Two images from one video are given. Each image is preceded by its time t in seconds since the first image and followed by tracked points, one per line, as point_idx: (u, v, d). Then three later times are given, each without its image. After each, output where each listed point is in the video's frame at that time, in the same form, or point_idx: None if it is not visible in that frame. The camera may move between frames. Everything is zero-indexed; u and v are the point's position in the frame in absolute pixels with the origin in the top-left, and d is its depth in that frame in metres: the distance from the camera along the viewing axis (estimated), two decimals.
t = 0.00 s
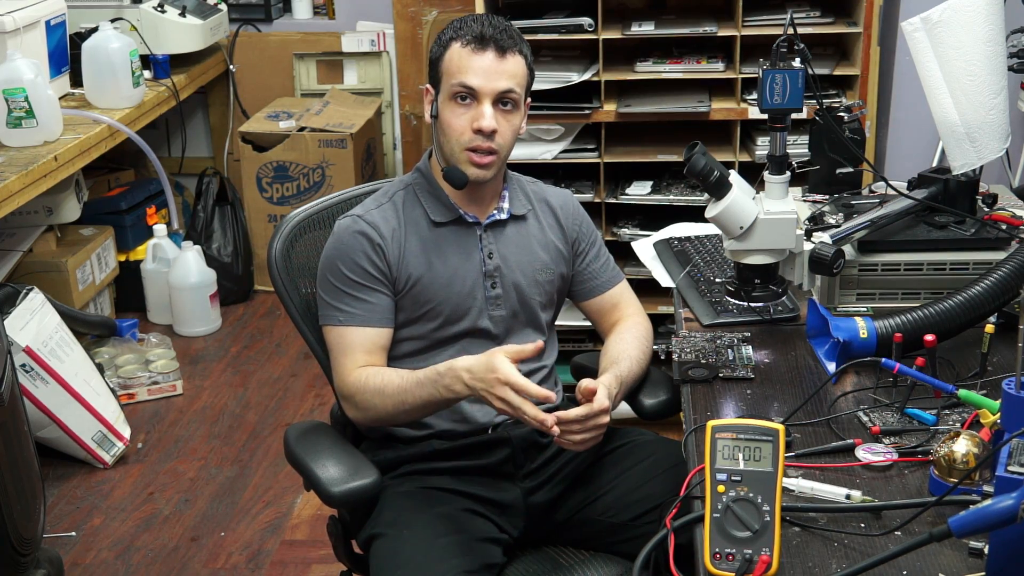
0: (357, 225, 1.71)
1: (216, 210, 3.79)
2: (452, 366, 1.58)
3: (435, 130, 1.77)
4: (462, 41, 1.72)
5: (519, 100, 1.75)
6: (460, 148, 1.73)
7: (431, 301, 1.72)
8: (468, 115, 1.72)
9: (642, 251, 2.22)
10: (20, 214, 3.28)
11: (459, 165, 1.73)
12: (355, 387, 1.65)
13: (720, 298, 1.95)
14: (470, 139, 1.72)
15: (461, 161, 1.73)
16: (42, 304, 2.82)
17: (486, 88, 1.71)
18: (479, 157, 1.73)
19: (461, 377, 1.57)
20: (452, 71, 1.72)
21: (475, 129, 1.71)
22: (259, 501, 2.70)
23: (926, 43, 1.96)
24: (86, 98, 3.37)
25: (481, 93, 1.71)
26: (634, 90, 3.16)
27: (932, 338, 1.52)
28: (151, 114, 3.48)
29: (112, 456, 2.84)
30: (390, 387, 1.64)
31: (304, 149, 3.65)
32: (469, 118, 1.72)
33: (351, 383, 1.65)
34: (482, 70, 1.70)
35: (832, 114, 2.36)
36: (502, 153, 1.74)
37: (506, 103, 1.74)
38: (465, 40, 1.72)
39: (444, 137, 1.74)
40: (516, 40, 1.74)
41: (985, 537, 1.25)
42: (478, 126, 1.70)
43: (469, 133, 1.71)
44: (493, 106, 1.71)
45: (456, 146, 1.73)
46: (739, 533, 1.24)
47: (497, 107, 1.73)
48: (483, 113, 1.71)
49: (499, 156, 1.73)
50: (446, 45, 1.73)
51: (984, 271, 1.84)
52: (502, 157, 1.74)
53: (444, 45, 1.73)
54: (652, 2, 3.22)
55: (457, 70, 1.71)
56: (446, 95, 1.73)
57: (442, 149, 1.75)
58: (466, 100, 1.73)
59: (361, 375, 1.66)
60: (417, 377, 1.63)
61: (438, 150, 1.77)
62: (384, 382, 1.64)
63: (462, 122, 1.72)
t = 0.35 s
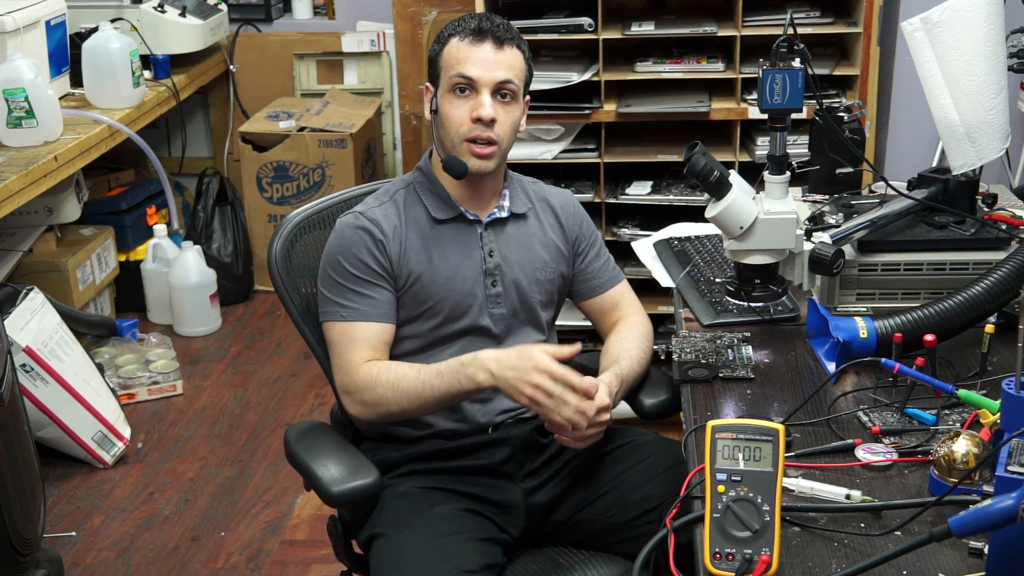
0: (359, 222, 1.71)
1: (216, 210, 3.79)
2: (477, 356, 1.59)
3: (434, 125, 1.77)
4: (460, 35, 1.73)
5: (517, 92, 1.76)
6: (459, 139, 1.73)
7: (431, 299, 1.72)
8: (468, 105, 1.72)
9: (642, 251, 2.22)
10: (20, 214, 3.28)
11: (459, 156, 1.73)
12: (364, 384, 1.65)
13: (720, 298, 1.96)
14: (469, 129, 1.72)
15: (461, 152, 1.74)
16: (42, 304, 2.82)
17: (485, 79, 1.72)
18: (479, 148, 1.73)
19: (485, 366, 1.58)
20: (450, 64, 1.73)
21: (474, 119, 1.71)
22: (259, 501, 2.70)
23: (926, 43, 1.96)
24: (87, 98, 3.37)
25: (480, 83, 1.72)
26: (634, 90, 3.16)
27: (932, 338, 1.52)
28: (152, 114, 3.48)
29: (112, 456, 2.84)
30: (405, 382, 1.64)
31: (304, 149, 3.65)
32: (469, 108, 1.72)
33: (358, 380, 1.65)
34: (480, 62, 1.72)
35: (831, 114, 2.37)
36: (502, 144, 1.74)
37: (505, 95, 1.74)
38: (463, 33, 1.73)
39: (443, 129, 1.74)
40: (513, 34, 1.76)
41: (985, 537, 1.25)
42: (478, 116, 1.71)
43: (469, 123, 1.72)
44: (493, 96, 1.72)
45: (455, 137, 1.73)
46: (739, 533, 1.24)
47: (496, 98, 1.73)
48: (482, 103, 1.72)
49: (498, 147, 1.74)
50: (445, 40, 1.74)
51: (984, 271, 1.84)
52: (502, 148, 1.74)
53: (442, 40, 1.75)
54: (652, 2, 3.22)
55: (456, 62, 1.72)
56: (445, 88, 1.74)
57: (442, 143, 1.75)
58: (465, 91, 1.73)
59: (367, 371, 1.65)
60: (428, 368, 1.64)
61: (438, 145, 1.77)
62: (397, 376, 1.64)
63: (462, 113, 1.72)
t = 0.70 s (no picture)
0: (358, 223, 1.71)
1: (216, 210, 3.79)
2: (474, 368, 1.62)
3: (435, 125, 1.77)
4: (460, 34, 1.73)
5: (518, 91, 1.75)
6: (461, 138, 1.73)
7: (430, 300, 1.72)
8: (469, 105, 1.73)
9: (642, 251, 2.22)
10: (20, 214, 3.28)
11: (460, 155, 1.73)
12: (361, 386, 1.65)
13: (720, 298, 1.96)
14: (471, 129, 1.72)
15: (462, 151, 1.74)
16: (42, 304, 2.82)
17: (486, 78, 1.72)
18: (481, 147, 1.73)
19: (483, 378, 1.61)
20: (450, 63, 1.73)
21: (477, 118, 1.71)
22: (259, 501, 2.70)
23: (926, 43, 1.96)
24: (87, 98, 3.37)
25: (481, 83, 1.72)
26: (634, 90, 3.16)
27: (932, 338, 1.52)
28: (152, 114, 3.48)
29: (112, 456, 2.84)
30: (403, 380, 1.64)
31: (304, 149, 3.65)
32: (471, 108, 1.72)
33: (355, 382, 1.65)
34: (482, 61, 1.71)
35: (831, 113, 2.36)
36: (504, 143, 1.74)
37: (506, 94, 1.74)
38: (463, 32, 1.73)
39: (444, 129, 1.74)
40: (513, 32, 1.76)
41: (985, 537, 1.25)
42: (480, 115, 1.71)
43: (470, 122, 1.72)
44: (494, 95, 1.72)
45: (457, 136, 1.74)
46: (739, 533, 1.24)
47: (497, 97, 1.74)
48: (484, 103, 1.72)
49: (501, 146, 1.74)
50: (445, 39, 1.74)
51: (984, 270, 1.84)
52: (504, 147, 1.74)
53: (442, 40, 1.74)
54: (652, 2, 3.22)
55: (457, 62, 1.72)
56: (446, 87, 1.74)
57: (443, 142, 1.75)
58: (467, 91, 1.73)
59: (365, 372, 1.66)
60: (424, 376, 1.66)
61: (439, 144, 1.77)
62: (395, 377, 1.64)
63: (463, 113, 1.73)
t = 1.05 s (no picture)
0: (357, 226, 1.71)
1: (216, 210, 3.79)
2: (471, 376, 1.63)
3: (434, 128, 1.77)
4: (459, 38, 1.73)
5: (518, 94, 1.75)
6: (461, 141, 1.73)
7: (430, 302, 1.72)
8: (469, 109, 1.72)
9: (642, 251, 2.22)
10: (20, 214, 3.28)
11: (460, 159, 1.73)
12: (359, 392, 1.65)
13: (720, 298, 1.95)
14: (471, 132, 1.72)
15: (462, 154, 1.74)
16: (42, 304, 2.82)
17: (486, 82, 1.71)
18: (481, 151, 1.73)
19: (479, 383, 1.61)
20: (449, 68, 1.72)
21: (476, 122, 1.71)
22: (259, 501, 2.70)
23: (926, 43, 1.96)
24: (87, 98, 3.37)
25: (481, 87, 1.72)
26: (634, 90, 3.16)
27: (932, 338, 1.52)
28: (152, 114, 3.48)
29: (112, 456, 2.84)
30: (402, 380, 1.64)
31: (304, 149, 3.65)
32: (470, 111, 1.72)
33: (354, 387, 1.66)
34: (481, 65, 1.71)
35: (831, 113, 2.36)
36: (504, 147, 1.74)
37: (506, 98, 1.74)
38: (461, 36, 1.72)
39: (444, 133, 1.74)
40: (512, 36, 1.76)
41: (985, 537, 1.24)
42: (479, 119, 1.71)
43: (469, 126, 1.72)
44: (494, 99, 1.72)
45: (457, 140, 1.73)
46: (739, 533, 1.24)
47: (497, 101, 1.73)
48: (484, 107, 1.72)
49: (501, 150, 1.74)
50: (444, 43, 1.74)
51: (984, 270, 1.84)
52: (504, 151, 1.74)
53: (441, 44, 1.74)
54: (652, 2, 3.22)
55: (456, 66, 1.72)
56: (445, 91, 1.74)
57: (442, 146, 1.75)
58: (466, 95, 1.73)
59: (365, 378, 1.66)
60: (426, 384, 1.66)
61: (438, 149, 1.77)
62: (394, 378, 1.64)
63: (462, 117, 1.72)
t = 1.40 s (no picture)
0: (358, 225, 1.71)
1: (216, 210, 3.79)
2: (474, 377, 1.60)
3: (434, 127, 1.77)
4: (458, 36, 1.73)
5: (517, 92, 1.76)
6: (459, 140, 1.73)
7: (431, 302, 1.73)
8: (467, 107, 1.72)
9: (642, 251, 2.22)
10: (20, 214, 3.28)
11: (458, 157, 1.73)
12: (362, 390, 1.65)
13: (720, 298, 1.95)
14: (469, 131, 1.72)
15: (461, 153, 1.74)
16: (42, 304, 2.82)
17: (484, 80, 1.72)
18: (478, 149, 1.73)
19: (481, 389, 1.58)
20: (448, 66, 1.73)
21: (474, 120, 1.71)
22: (259, 501, 2.70)
23: (926, 43, 1.96)
24: (87, 98, 3.37)
25: (479, 85, 1.72)
26: (634, 90, 3.16)
27: (932, 338, 1.52)
28: (152, 114, 3.48)
29: (112, 456, 2.84)
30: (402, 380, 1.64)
31: (304, 149, 3.65)
32: (468, 110, 1.72)
33: (357, 385, 1.65)
34: (480, 63, 1.71)
35: (831, 114, 2.36)
36: (502, 145, 1.74)
37: (504, 96, 1.74)
38: (460, 35, 1.73)
39: (443, 131, 1.74)
40: (512, 36, 1.76)
41: (985, 537, 1.25)
42: (477, 117, 1.71)
43: (469, 124, 1.72)
44: (492, 97, 1.72)
45: (455, 138, 1.73)
46: (739, 533, 1.24)
47: (496, 99, 1.74)
48: (482, 105, 1.72)
49: (497, 148, 1.74)
50: (443, 42, 1.74)
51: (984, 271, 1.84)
52: (502, 149, 1.74)
53: (441, 43, 1.75)
54: (652, 2, 3.22)
55: (455, 64, 1.72)
56: (444, 89, 1.74)
57: (440, 145, 1.75)
58: (465, 93, 1.73)
59: (368, 375, 1.65)
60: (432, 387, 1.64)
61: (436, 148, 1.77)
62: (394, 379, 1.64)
63: (461, 114, 1.73)
